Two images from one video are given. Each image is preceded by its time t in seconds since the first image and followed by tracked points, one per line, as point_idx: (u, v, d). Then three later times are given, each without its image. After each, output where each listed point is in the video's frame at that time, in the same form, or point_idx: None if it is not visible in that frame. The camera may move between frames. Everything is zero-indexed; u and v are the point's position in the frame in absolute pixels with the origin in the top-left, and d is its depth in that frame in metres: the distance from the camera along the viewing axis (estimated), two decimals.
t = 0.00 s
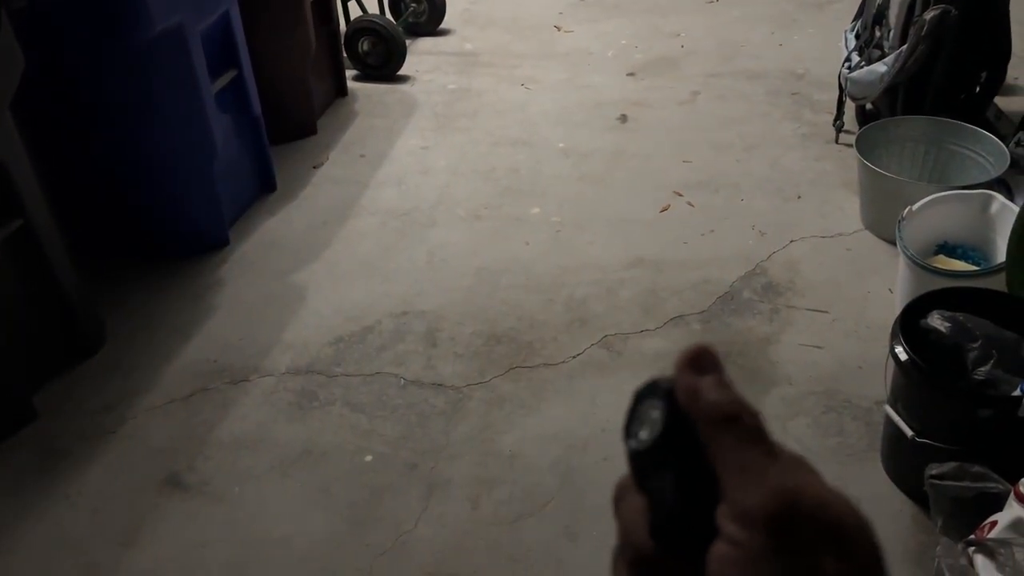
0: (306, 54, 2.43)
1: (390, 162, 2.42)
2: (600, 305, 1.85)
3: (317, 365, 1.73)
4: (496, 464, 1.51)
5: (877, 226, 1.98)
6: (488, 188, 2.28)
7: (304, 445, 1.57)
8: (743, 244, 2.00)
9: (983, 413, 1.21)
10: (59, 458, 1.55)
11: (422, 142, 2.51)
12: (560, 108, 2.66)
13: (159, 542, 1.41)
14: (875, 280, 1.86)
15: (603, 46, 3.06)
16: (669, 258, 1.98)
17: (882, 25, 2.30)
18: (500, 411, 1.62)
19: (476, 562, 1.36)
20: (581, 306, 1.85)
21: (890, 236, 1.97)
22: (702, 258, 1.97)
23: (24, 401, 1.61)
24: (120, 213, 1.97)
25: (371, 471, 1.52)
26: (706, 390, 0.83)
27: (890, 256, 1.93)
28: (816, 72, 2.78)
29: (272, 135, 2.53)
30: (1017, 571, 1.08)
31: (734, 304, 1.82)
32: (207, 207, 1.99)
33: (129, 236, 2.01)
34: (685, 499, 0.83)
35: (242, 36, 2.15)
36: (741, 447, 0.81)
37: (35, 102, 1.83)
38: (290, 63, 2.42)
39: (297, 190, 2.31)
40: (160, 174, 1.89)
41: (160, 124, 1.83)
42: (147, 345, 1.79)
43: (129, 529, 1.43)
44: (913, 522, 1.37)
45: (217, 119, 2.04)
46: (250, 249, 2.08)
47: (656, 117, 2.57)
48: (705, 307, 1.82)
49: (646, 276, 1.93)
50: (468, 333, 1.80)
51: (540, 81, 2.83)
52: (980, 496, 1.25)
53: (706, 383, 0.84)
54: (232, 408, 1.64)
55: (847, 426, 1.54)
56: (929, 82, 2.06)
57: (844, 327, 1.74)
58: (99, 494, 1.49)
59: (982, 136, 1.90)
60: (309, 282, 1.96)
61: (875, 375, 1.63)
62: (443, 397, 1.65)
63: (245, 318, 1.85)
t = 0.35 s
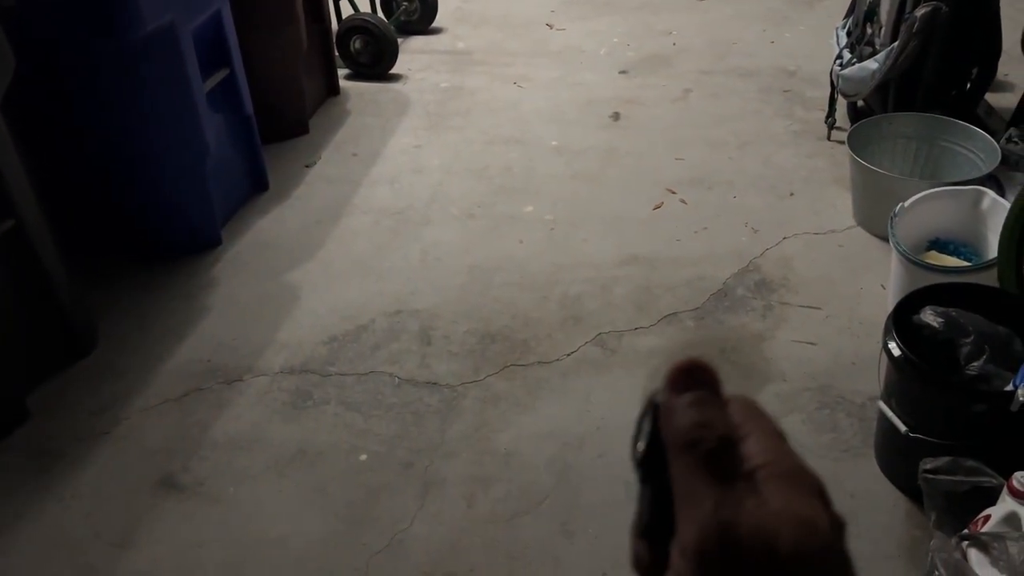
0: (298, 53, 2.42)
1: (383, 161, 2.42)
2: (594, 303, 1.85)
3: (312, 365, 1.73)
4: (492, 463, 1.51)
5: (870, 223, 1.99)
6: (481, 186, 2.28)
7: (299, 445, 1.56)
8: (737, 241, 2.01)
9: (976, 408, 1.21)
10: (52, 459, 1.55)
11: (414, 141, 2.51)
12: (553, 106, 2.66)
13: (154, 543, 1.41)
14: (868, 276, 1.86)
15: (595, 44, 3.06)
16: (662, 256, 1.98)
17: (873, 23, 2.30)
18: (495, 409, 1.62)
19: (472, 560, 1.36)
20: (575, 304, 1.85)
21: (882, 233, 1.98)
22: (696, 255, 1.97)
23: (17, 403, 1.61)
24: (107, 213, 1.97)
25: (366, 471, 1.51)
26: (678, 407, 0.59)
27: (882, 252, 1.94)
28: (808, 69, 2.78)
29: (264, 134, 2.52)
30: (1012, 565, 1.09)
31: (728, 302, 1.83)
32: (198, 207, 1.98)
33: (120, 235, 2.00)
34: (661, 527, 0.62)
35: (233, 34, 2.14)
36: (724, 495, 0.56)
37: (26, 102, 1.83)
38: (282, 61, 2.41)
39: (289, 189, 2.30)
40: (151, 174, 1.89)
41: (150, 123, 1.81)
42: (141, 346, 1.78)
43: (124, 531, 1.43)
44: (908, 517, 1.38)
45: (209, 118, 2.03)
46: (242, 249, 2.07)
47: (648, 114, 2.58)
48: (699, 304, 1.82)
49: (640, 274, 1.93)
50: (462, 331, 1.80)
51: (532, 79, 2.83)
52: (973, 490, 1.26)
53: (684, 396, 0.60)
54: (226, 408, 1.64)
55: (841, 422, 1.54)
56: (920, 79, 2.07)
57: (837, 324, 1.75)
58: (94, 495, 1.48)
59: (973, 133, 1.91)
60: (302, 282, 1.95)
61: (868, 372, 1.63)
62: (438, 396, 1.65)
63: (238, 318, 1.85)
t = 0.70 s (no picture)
0: (291, 52, 2.42)
1: (375, 160, 2.42)
2: (588, 301, 1.85)
3: (306, 364, 1.73)
4: (487, 461, 1.52)
5: (861, 220, 1.99)
6: (474, 185, 2.28)
7: (293, 444, 1.56)
8: (729, 239, 2.02)
9: (968, 403, 1.22)
10: (46, 460, 1.54)
11: (408, 139, 2.51)
12: (546, 105, 2.66)
13: (148, 542, 1.41)
14: (859, 273, 1.87)
15: (588, 43, 3.07)
16: (656, 253, 1.99)
17: (865, 21, 2.31)
18: (489, 407, 1.62)
19: (467, 558, 1.36)
20: (569, 302, 1.85)
21: (874, 230, 1.98)
22: (689, 253, 1.98)
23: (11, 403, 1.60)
24: (100, 212, 1.96)
25: (361, 469, 1.51)
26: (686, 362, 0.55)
27: (874, 250, 1.95)
28: (799, 67, 2.79)
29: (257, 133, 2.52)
30: (1004, 559, 1.10)
31: (721, 299, 1.83)
32: (190, 206, 1.98)
33: (116, 235, 2.00)
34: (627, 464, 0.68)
35: (226, 33, 2.13)
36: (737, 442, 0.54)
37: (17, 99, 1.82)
38: (275, 60, 2.41)
39: (282, 189, 2.30)
40: (144, 173, 1.88)
41: (142, 123, 1.81)
42: (134, 346, 1.78)
43: (118, 531, 1.42)
44: (901, 512, 1.39)
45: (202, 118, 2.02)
46: (234, 248, 2.07)
47: (640, 113, 2.58)
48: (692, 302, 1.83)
49: (634, 272, 1.93)
50: (456, 329, 1.80)
51: (525, 78, 2.84)
52: (966, 484, 1.28)
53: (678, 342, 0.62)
54: (220, 407, 1.64)
55: (834, 418, 1.55)
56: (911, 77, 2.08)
57: (830, 320, 1.76)
58: (87, 495, 1.48)
59: (963, 130, 1.92)
60: (296, 281, 1.95)
61: (861, 368, 1.64)
62: (432, 394, 1.65)
63: (232, 317, 1.85)
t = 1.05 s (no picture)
0: (285, 52, 2.42)
1: (371, 160, 2.42)
2: (583, 300, 1.86)
3: (301, 364, 1.73)
4: (484, 460, 1.52)
5: (855, 219, 2.00)
6: (469, 185, 2.29)
7: (289, 444, 1.56)
8: (724, 238, 2.02)
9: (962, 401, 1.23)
10: (41, 461, 1.54)
11: (402, 140, 2.51)
12: (540, 105, 2.67)
13: (145, 543, 1.40)
14: (853, 272, 1.88)
15: (581, 44, 3.07)
16: (651, 253, 1.99)
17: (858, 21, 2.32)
18: (485, 406, 1.62)
19: (464, 557, 1.37)
20: (564, 302, 1.86)
21: (868, 229, 1.99)
22: (684, 252, 1.99)
23: (6, 405, 1.60)
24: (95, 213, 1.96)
25: (358, 469, 1.51)
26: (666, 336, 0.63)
27: (868, 248, 1.96)
28: (793, 67, 2.81)
29: (252, 133, 2.52)
30: (998, 555, 1.11)
31: (716, 298, 1.84)
32: (185, 207, 1.98)
33: (112, 235, 2.00)
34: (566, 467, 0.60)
35: (220, 33, 2.13)
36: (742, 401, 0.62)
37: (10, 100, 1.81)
38: (270, 60, 2.41)
39: (277, 189, 2.30)
40: (139, 175, 1.88)
41: (137, 125, 1.81)
42: (129, 347, 1.78)
43: (115, 531, 1.42)
44: (895, 509, 1.39)
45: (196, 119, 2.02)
46: (230, 249, 2.07)
47: (635, 113, 2.59)
48: (687, 301, 1.84)
49: (629, 271, 1.94)
50: (452, 329, 1.80)
51: (520, 78, 2.84)
52: (959, 481, 1.29)
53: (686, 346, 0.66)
54: (216, 407, 1.64)
55: (829, 415, 1.56)
56: (904, 77, 2.09)
57: (824, 319, 1.76)
58: (83, 496, 1.48)
59: (955, 129, 1.93)
60: (291, 281, 1.95)
61: (855, 366, 1.65)
62: (429, 394, 1.65)
63: (227, 318, 1.85)
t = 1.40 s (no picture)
0: (282, 52, 2.42)
1: (367, 160, 2.42)
2: (580, 300, 1.86)
3: (297, 364, 1.73)
4: (480, 460, 1.52)
5: (850, 220, 2.01)
6: (465, 186, 2.29)
7: (286, 443, 1.56)
8: (719, 239, 2.03)
9: (955, 400, 1.23)
10: (38, 461, 1.54)
11: (399, 140, 2.52)
12: (536, 106, 2.67)
13: (142, 543, 1.40)
14: (848, 272, 1.89)
15: (577, 45, 3.08)
16: (647, 253, 2.00)
17: (853, 22, 2.33)
18: (481, 406, 1.62)
19: (460, 556, 1.37)
20: (560, 302, 1.86)
21: (862, 230, 2.00)
22: (680, 253, 1.99)
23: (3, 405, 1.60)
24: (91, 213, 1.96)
25: (354, 468, 1.52)
26: (653, 327, 0.65)
27: (862, 249, 1.96)
28: (788, 68, 2.82)
29: (249, 133, 2.52)
30: (991, 554, 1.12)
31: (712, 298, 1.84)
32: (181, 207, 1.98)
33: (109, 236, 2.00)
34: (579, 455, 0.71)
35: (217, 33, 2.14)
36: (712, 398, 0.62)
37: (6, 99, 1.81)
38: (266, 60, 2.41)
39: (274, 190, 2.30)
40: (135, 175, 1.88)
41: (133, 125, 1.81)
42: (126, 347, 1.77)
43: (111, 531, 1.42)
44: (889, 508, 1.40)
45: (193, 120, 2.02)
46: (226, 249, 2.07)
47: (631, 114, 2.59)
48: (682, 301, 1.84)
49: (625, 271, 1.94)
50: (448, 329, 1.80)
51: (516, 79, 2.84)
52: (953, 480, 1.29)
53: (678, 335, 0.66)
54: (212, 407, 1.64)
55: (824, 415, 1.56)
56: (898, 79, 2.10)
57: (819, 319, 1.77)
58: (79, 496, 1.48)
59: (949, 131, 1.94)
60: (288, 281, 1.95)
61: (850, 366, 1.65)
62: (425, 394, 1.66)
63: (224, 318, 1.85)
